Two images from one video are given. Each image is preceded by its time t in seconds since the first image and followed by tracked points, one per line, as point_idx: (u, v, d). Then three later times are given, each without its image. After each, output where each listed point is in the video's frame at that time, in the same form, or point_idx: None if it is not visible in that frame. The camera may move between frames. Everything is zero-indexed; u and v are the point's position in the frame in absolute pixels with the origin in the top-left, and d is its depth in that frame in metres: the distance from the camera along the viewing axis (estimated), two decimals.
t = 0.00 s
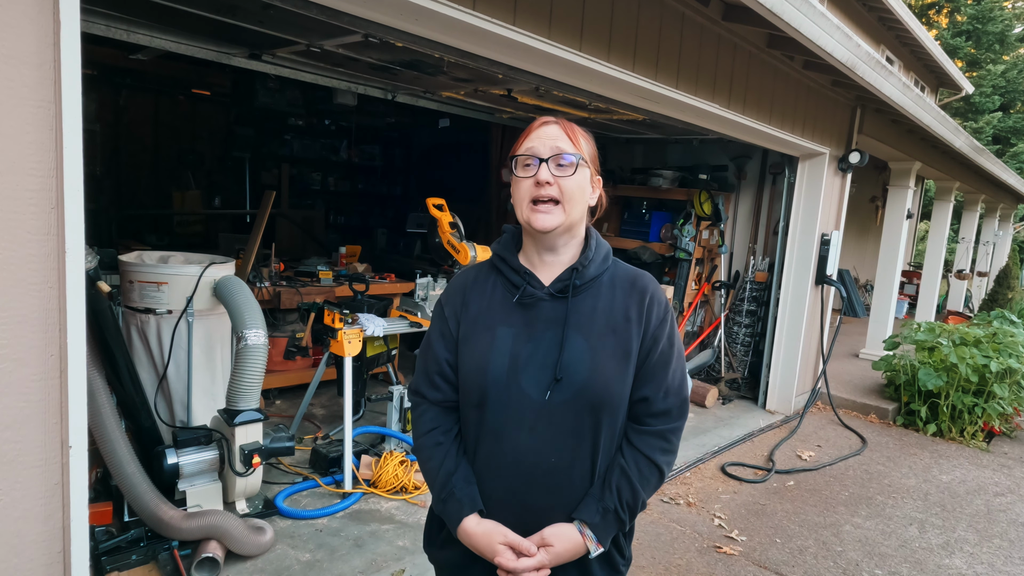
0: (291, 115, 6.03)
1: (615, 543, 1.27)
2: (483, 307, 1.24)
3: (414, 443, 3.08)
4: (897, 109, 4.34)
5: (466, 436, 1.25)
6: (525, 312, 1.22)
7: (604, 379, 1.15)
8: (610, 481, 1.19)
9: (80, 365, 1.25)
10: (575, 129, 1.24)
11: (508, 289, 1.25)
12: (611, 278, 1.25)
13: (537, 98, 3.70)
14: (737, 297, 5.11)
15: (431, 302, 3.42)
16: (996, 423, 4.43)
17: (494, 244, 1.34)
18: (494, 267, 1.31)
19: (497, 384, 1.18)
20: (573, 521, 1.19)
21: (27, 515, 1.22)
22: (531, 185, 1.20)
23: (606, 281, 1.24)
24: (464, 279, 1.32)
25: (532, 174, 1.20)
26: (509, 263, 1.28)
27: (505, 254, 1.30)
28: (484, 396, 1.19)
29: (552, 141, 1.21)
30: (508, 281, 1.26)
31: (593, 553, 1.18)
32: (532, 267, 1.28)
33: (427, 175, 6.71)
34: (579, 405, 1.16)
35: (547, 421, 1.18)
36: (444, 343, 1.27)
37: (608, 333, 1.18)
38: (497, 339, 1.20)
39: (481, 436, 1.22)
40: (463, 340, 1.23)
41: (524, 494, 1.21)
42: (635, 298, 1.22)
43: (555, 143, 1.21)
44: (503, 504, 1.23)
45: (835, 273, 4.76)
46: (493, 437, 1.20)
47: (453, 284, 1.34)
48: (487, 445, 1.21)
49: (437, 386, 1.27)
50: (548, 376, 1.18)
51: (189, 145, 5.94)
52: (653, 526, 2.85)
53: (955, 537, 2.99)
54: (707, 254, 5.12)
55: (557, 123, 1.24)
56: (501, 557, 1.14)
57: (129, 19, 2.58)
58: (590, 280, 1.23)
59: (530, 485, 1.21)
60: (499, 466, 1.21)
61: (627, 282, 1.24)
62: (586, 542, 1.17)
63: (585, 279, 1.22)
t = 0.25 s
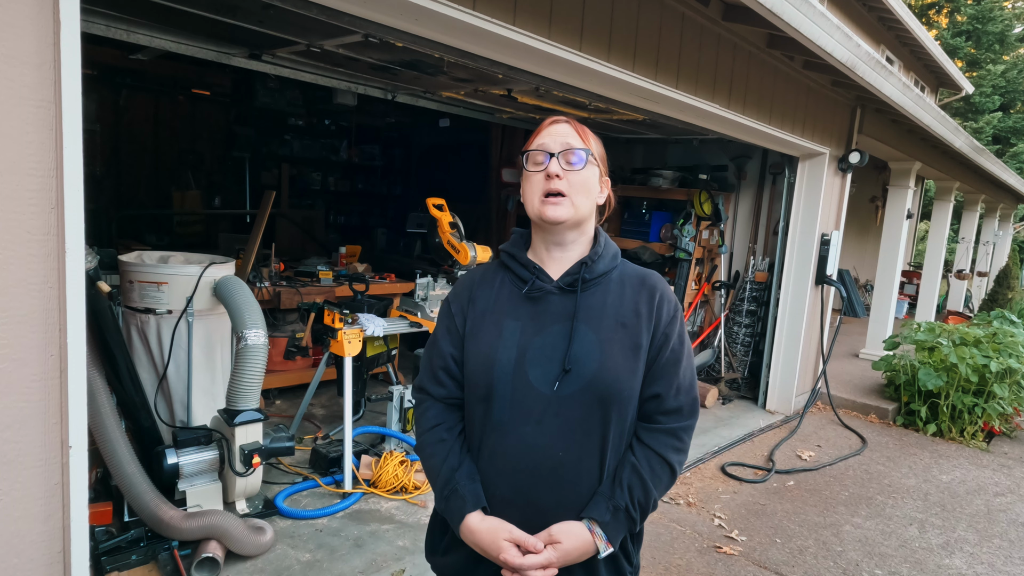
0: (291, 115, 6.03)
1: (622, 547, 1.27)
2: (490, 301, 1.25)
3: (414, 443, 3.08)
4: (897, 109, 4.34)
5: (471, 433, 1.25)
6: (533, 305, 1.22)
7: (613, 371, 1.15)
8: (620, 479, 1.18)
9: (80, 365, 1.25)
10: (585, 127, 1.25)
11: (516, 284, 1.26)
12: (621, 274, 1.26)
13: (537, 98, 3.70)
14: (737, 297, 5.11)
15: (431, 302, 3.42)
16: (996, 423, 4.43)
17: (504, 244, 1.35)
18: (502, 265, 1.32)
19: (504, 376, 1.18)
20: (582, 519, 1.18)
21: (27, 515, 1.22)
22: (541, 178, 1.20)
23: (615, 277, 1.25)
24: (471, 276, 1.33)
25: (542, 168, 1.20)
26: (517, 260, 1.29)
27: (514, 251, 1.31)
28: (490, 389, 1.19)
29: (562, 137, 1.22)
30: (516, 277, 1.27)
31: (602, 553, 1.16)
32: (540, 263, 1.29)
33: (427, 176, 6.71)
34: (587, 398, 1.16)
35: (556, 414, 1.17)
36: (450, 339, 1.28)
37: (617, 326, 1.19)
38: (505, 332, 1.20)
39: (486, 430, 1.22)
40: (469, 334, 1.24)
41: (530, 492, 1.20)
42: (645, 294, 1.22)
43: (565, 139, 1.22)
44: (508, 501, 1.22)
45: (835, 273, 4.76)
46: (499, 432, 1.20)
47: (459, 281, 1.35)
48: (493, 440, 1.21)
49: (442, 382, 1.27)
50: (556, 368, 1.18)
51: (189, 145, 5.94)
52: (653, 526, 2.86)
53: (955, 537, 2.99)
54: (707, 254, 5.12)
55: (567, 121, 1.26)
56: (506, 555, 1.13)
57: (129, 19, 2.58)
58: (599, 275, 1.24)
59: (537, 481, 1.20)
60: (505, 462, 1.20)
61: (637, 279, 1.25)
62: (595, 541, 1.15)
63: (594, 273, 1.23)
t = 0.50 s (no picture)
0: (291, 115, 6.04)
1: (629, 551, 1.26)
2: (499, 303, 1.26)
3: (414, 443, 3.08)
4: (897, 109, 4.34)
5: (478, 434, 1.25)
6: (541, 306, 1.23)
7: (622, 372, 1.15)
8: (629, 481, 1.17)
9: (80, 365, 1.25)
10: (592, 127, 1.26)
11: (525, 285, 1.27)
12: (630, 275, 1.26)
13: (537, 98, 3.71)
14: (737, 297, 5.11)
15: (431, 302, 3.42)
16: (996, 423, 4.43)
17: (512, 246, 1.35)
18: (511, 267, 1.33)
19: (511, 377, 1.18)
20: (590, 523, 1.17)
21: (27, 515, 1.22)
22: (549, 178, 1.20)
23: (624, 278, 1.25)
24: (480, 278, 1.34)
25: (550, 168, 1.21)
26: (526, 261, 1.29)
27: (523, 254, 1.31)
28: (498, 390, 1.19)
29: (570, 137, 1.22)
30: (524, 278, 1.28)
31: (610, 558, 1.15)
32: (549, 264, 1.29)
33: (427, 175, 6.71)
34: (595, 399, 1.16)
35: (563, 416, 1.17)
36: (458, 340, 1.28)
37: (626, 327, 1.18)
38: (513, 333, 1.20)
39: (494, 432, 1.22)
40: (477, 335, 1.24)
41: (538, 493, 1.20)
42: (654, 295, 1.22)
43: (572, 138, 1.22)
44: (515, 503, 1.22)
45: (835, 273, 4.76)
46: (506, 433, 1.20)
47: (468, 284, 1.35)
48: (500, 441, 1.21)
49: (449, 383, 1.28)
50: (564, 369, 1.18)
51: (189, 145, 5.94)
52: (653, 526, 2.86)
53: (955, 537, 2.99)
54: (707, 254, 5.12)
55: (574, 122, 1.26)
56: (512, 556, 1.13)
57: (129, 20, 2.58)
58: (608, 276, 1.24)
59: (545, 483, 1.20)
60: (512, 464, 1.20)
61: (646, 281, 1.25)
62: (603, 545, 1.15)
63: (603, 274, 1.23)
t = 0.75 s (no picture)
0: (291, 115, 6.04)
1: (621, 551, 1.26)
2: (495, 302, 1.26)
3: (414, 443, 3.08)
4: (897, 109, 4.34)
5: (473, 432, 1.25)
6: (537, 306, 1.23)
7: (615, 373, 1.15)
8: (620, 481, 1.17)
9: (80, 365, 1.25)
10: (592, 133, 1.24)
11: (521, 285, 1.27)
12: (626, 277, 1.26)
13: (537, 98, 3.70)
14: (737, 297, 5.11)
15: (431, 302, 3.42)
16: (996, 423, 4.43)
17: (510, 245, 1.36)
18: (508, 266, 1.33)
19: (506, 376, 1.18)
20: (581, 522, 1.17)
21: (27, 515, 1.22)
22: (548, 188, 1.20)
23: (620, 279, 1.25)
24: (478, 277, 1.34)
25: (548, 177, 1.21)
26: (523, 261, 1.29)
27: (521, 254, 1.31)
28: (492, 388, 1.19)
29: (569, 146, 1.21)
30: (521, 278, 1.28)
31: (600, 556, 1.15)
32: (546, 265, 1.29)
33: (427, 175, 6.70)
34: (588, 398, 1.16)
35: (557, 415, 1.17)
36: (455, 338, 1.29)
37: (620, 328, 1.19)
38: (508, 333, 1.20)
39: (488, 429, 1.22)
40: (473, 333, 1.25)
41: (531, 491, 1.20)
42: (649, 297, 1.22)
43: (571, 147, 1.21)
44: (507, 501, 1.22)
45: (835, 273, 4.76)
46: (499, 431, 1.20)
47: (466, 283, 1.36)
48: (493, 439, 1.21)
49: (446, 381, 1.28)
50: (558, 368, 1.18)
51: (189, 145, 5.94)
52: (653, 526, 2.85)
53: (955, 537, 2.99)
54: (708, 254, 5.12)
55: (573, 127, 1.25)
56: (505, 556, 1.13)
57: (129, 20, 2.57)
58: (604, 277, 1.24)
59: (537, 481, 1.19)
60: (506, 462, 1.20)
61: (642, 282, 1.25)
62: (593, 544, 1.14)
63: (599, 275, 1.23)
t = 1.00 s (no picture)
0: (291, 115, 6.04)
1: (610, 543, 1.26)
2: (486, 301, 1.26)
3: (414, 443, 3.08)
4: (896, 109, 4.34)
5: (464, 429, 1.25)
6: (527, 306, 1.22)
7: (603, 372, 1.15)
8: (608, 477, 1.17)
9: (80, 366, 1.25)
10: (583, 136, 1.24)
11: (511, 285, 1.27)
12: (615, 276, 1.25)
13: (537, 98, 3.71)
14: (737, 297, 5.11)
15: (431, 302, 3.42)
16: (996, 423, 4.43)
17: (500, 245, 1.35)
18: (499, 265, 1.32)
19: (495, 375, 1.18)
20: (569, 516, 1.18)
21: (27, 515, 1.22)
22: (538, 194, 1.20)
23: (609, 279, 1.25)
24: (469, 276, 1.34)
25: (539, 183, 1.21)
26: (513, 262, 1.29)
27: (510, 254, 1.31)
28: (482, 386, 1.19)
29: (560, 150, 1.21)
30: (511, 278, 1.28)
31: (587, 549, 1.15)
32: (536, 266, 1.29)
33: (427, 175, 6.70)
34: (576, 397, 1.16)
35: (545, 413, 1.17)
36: (446, 337, 1.29)
37: (608, 328, 1.18)
38: (498, 332, 1.20)
39: (478, 426, 1.22)
40: (464, 332, 1.24)
41: (520, 487, 1.20)
42: (637, 297, 1.21)
43: (562, 152, 1.21)
44: (497, 496, 1.22)
45: (835, 273, 4.76)
46: (489, 428, 1.20)
47: (458, 282, 1.35)
48: (484, 436, 1.21)
49: (438, 379, 1.28)
50: (546, 367, 1.18)
51: (189, 145, 5.94)
52: (653, 526, 2.85)
53: (955, 537, 2.99)
54: (708, 254, 5.12)
55: (565, 130, 1.24)
56: (495, 551, 1.12)
57: (129, 20, 2.58)
58: (593, 277, 1.23)
59: (526, 478, 1.20)
60: (496, 459, 1.20)
61: (630, 282, 1.25)
62: (580, 537, 1.15)
63: (588, 275, 1.23)
